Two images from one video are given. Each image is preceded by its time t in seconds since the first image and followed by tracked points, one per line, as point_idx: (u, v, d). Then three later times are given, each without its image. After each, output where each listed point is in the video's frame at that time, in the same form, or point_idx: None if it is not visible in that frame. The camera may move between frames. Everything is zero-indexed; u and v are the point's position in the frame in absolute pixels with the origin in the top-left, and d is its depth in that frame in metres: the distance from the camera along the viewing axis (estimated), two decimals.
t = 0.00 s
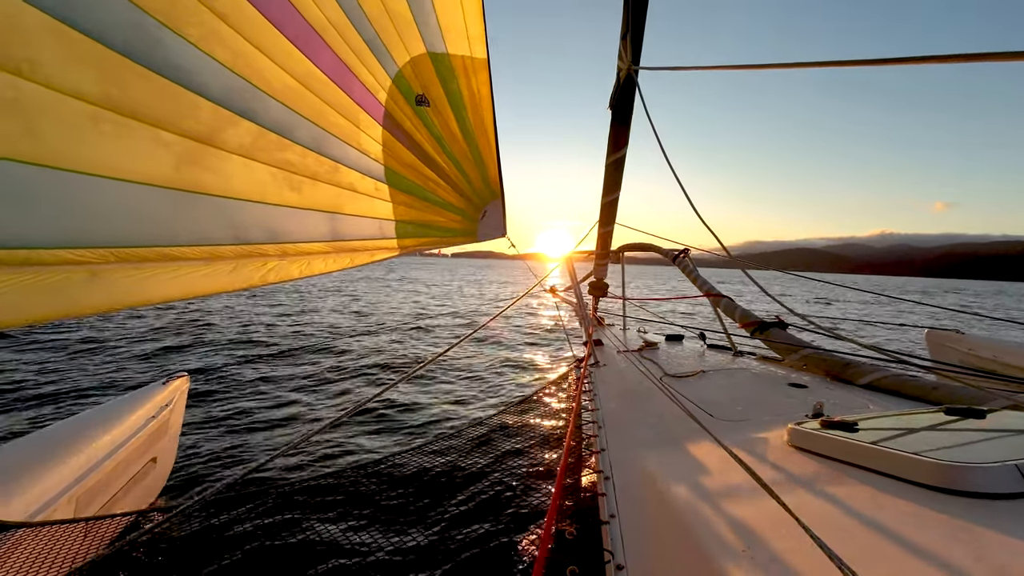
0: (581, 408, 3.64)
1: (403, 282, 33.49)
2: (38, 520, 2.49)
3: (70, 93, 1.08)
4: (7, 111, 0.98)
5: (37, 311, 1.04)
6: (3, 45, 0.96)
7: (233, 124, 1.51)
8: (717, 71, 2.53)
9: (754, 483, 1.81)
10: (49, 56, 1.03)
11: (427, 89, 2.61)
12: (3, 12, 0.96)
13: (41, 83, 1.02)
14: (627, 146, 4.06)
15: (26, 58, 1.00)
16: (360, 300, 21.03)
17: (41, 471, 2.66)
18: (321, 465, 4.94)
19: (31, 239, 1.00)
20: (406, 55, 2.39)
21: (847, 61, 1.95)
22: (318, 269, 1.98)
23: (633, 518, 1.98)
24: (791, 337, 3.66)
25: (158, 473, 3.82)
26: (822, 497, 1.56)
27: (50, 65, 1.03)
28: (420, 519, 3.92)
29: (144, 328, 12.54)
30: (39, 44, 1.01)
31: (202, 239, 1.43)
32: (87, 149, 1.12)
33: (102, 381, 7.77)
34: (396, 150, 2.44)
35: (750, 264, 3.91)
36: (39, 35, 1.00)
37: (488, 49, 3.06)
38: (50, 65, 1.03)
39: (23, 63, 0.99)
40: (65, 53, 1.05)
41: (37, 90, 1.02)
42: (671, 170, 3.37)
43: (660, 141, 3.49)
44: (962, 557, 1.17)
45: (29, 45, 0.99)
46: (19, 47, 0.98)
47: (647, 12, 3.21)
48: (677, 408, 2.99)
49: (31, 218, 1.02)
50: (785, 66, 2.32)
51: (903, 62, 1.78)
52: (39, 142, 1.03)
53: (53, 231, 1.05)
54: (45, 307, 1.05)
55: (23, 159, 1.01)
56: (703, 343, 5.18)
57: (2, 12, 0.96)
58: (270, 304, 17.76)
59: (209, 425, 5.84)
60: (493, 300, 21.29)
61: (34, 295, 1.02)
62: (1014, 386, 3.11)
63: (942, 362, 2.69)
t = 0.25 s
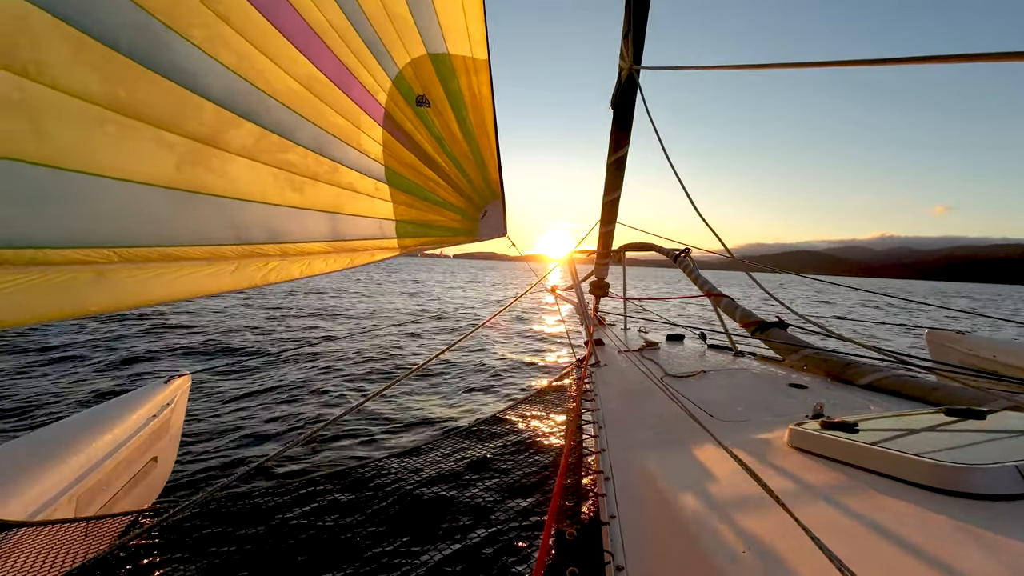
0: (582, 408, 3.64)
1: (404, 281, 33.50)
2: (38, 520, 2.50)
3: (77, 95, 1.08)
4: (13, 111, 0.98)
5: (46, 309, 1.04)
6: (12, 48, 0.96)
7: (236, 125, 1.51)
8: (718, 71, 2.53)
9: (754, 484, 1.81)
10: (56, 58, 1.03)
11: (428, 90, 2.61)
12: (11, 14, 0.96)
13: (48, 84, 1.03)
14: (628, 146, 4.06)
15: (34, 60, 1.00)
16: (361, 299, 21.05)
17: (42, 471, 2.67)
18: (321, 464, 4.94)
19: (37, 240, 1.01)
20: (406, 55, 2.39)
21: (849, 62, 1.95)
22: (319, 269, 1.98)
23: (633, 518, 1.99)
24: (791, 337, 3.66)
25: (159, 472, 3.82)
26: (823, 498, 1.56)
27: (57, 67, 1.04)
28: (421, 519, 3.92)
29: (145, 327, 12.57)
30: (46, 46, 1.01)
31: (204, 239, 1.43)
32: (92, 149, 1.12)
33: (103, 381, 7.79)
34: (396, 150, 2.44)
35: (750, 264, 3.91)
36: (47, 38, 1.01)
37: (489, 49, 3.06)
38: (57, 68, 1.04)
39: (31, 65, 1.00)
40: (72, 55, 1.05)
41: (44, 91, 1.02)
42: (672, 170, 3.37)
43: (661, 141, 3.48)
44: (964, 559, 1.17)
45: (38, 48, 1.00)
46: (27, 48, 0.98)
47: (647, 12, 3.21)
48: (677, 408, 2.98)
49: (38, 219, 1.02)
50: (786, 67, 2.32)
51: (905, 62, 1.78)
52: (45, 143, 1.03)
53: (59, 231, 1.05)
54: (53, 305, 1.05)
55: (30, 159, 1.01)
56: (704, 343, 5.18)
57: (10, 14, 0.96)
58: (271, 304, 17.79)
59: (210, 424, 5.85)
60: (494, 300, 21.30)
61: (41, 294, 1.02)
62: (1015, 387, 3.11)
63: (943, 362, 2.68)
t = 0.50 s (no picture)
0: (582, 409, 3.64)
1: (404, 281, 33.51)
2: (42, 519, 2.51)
3: (79, 95, 1.09)
4: (15, 110, 0.99)
5: (38, 309, 1.05)
6: (14, 47, 0.97)
7: (236, 125, 1.52)
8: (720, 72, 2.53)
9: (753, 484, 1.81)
10: (59, 58, 1.04)
11: (428, 91, 2.62)
12: (13, 14, 0.97)
13: (49, 84, 1.03)
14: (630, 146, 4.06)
15: (37, 59, 1.00)
16: (362, 299, 21.06)
17: (45, 470, 2.68)
18: (322, 463, 4.96)
19: (35, 239, 1.01)
20: (407, 57, 2.39)
21: (851, 63, 1.95)
22: (316, 269, 1.99)
23: (633, 519, 1.99)
24: (792, 338, 3.66)
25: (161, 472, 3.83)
26: (821, 498, 1.56)
27: (59, 67, 1.04)
28: (422, 518, 3.93)
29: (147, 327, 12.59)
30: (49, 47, 1.02)
31: (203, 239, 1.44)
32: (92, 148, 1.13)
33: (105, 380, 7.81)
34: (397, 151, 2.44)
35: (751, 264, 3.91)
36: (50, 38, 1.01)
37: (489, 51, 3.06)
38: (60, 67, 1.04)
39: (34, 65, 1.00)
40: (75, 55, 1.06)
41: (45, 91, 1.02)
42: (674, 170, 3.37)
43: (663, 141, 3.48)
44: (962, 560, 1.17)
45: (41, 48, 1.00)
46: (30, 48, 0.99)
47: (649, 13, 3.21)
48: (677, 409, 2.99)
49: (38, 218, 1.03)
50: (787, 68, 2.32)
51: (907, 64, 1.77)
52: (46, 143, 1.04)
53: (58, 230, 1.06)
54: (47, 305, 1.06)
55: (29, 159, 1.01)
56: (704, 343, 5.17)
57: (14, 14, 0.96)
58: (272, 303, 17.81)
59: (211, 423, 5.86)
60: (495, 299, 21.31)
61: (37, 293, 1.03)
62: (1015, 387, 3.11)
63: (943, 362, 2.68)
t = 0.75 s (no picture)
0: (583, 409, 3.64)
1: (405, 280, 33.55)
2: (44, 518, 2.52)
3: (77, 93, 1.09)
4: (12, 108, 0.99)
5: (33, 310, 1.06)
6: (13, 46, 0.97)
7: (237, 124, 1.52)
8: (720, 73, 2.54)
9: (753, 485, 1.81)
10: (57, 56, 1.04)
11: (429, 92, 2.62)
12: (12, 12, 0.97)
13: (48, 82, 1.04)
14: (631, 146, 4.06)
15: (35, 58, 1.01)
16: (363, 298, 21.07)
17: (47, 469, 2.69)
18: (323, 462, 4.97)
19: (32, 238, 1.02)
20: (408, 58, 2.40)
21: (851, 65, 1.95)
22: (316, 269, 1.99)
23: (633, 519, 1.99)
24: (792, 338, 3.65)
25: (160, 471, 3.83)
26: (821, 498, 1.56)
27: (58, 66, 1.04)
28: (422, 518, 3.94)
29: (148, 325, 12.61)
30: (47, 45, 1.02)
31: (202, 240, 1.45)
32: (91, 147, 1.13)
33: (106, 379, 7.82)
34: (398, 151, 2.45)
35: (752, 264, 3.91)
36: (48, 37, 1.02)
37: (489, 52, 3.06)
38: (58, 66, 1.04)
39: (33, 64, 1.01)
40: (73, 54, 1.06)
41: (43, 89, 1.03)
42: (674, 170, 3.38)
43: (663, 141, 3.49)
44: (960, 559, 1.17)
45: (39, 46, 1.00)
46: (28, 47, 0.99)
47: (649, 14, 3.22)
48: (677, 409, 2.99)
49: (34, 217, 1.03)
50: (788, 69, 2.32)
51: (906, 66, 1.78)
52: (42, 139, 1.04)
53: (55, 229, 1.07)
54: (43, 305, 1.07)
55: (27, 158, 1.02)
56: (704, 344, 5.17)
57: (13, 13, 0.97)
58: (273, 303, 17.83)
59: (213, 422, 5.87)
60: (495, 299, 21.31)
61: (31, 293, 1.04)
62: (1015, 388, 3.11)
63: (943, 363, 2.69)
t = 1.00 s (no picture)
0: (583, 409, 3.64)
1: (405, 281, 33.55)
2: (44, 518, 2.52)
3: (78, 91, 1.09)
4: (12, 107, 0.99)
5: (31, 310, 1.05)
6: (13, 44, 0.97)
7: (238, 123, 1.52)
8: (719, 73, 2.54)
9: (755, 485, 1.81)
10: (58, 53, 1.04)
11: (430, 92, 2.62)
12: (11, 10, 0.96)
13: (48, 80, 1.03)
14: (631, 146, 4.06)
15: (36, 57, 1.00)
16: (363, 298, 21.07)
17: (49, 468, 2.69)
18: (324, 463, 4.97)
19: (31, 237, 1.02)
20: (408, 58, 2.40)
21: (850, 65, 1.95)
22: (317, 269, 1.99)
23: (634, 519, 1.99)
24: (793, 338, 3.65)
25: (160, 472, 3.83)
26: (823, 497, 1.56)
27: (59, 64, 1.04)
28: (423, 518, 3.94)
29: (148, 326, 12.61)
30: (47, 43, 1.02)
31: (201, 239, 1.45)
32: (92, 145, 1.13)
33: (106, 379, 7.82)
34: (399, 152, 2.45)
35: (752, 264, 3.91)
36: (49, 35, 1.01)
37: (488, 53, 3.06)
38: (59, 64, 1.04)
39: (32, 61, 1.00)
40: (73, 52, 1.06)
41: (43, 87, 1.03)
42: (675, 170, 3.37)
43: (663, 141, 3.49)
44: (963, 557, 1.17)
45: (39, 44, 1.00)
46: (29, 45, 0.99)
47: (649, 14, 3.22)
48: (678, 409, 2.99)
49: (35, 215, 1.03)
50: (787, 69, 2.32)
51: (904, 66, 1.78)
52: (41, 136, 1.04)
53: (56, 228, 1.07)
54: (41, 305, 1.07)
55: (28, 157, 1.02)
56: (705, 344, 5.17)
57: (14, 11, 0.97)
58: (273, 303, 17.83)
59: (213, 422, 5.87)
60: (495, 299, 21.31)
61: (31, 293, 1.04)
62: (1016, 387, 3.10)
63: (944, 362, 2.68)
